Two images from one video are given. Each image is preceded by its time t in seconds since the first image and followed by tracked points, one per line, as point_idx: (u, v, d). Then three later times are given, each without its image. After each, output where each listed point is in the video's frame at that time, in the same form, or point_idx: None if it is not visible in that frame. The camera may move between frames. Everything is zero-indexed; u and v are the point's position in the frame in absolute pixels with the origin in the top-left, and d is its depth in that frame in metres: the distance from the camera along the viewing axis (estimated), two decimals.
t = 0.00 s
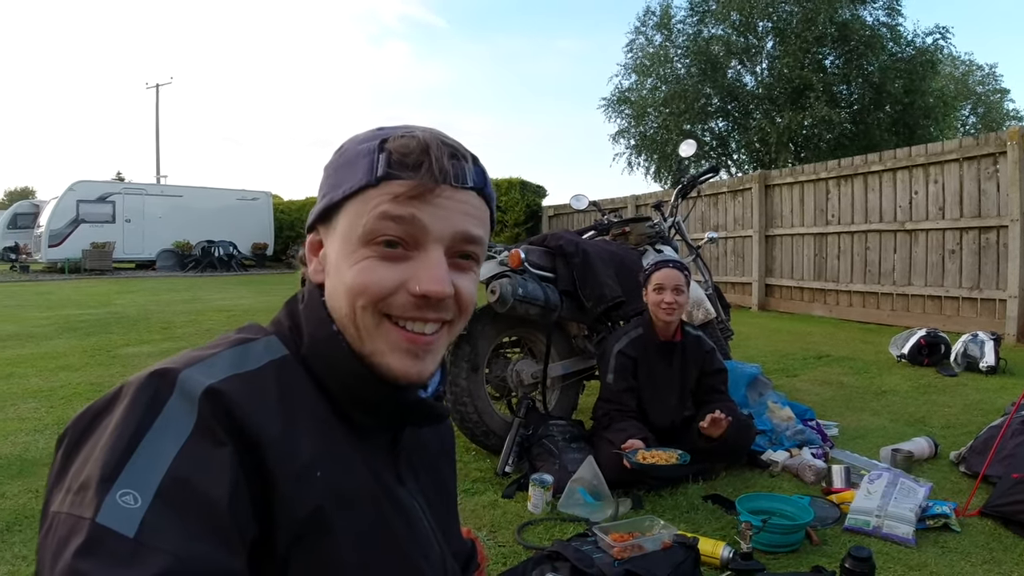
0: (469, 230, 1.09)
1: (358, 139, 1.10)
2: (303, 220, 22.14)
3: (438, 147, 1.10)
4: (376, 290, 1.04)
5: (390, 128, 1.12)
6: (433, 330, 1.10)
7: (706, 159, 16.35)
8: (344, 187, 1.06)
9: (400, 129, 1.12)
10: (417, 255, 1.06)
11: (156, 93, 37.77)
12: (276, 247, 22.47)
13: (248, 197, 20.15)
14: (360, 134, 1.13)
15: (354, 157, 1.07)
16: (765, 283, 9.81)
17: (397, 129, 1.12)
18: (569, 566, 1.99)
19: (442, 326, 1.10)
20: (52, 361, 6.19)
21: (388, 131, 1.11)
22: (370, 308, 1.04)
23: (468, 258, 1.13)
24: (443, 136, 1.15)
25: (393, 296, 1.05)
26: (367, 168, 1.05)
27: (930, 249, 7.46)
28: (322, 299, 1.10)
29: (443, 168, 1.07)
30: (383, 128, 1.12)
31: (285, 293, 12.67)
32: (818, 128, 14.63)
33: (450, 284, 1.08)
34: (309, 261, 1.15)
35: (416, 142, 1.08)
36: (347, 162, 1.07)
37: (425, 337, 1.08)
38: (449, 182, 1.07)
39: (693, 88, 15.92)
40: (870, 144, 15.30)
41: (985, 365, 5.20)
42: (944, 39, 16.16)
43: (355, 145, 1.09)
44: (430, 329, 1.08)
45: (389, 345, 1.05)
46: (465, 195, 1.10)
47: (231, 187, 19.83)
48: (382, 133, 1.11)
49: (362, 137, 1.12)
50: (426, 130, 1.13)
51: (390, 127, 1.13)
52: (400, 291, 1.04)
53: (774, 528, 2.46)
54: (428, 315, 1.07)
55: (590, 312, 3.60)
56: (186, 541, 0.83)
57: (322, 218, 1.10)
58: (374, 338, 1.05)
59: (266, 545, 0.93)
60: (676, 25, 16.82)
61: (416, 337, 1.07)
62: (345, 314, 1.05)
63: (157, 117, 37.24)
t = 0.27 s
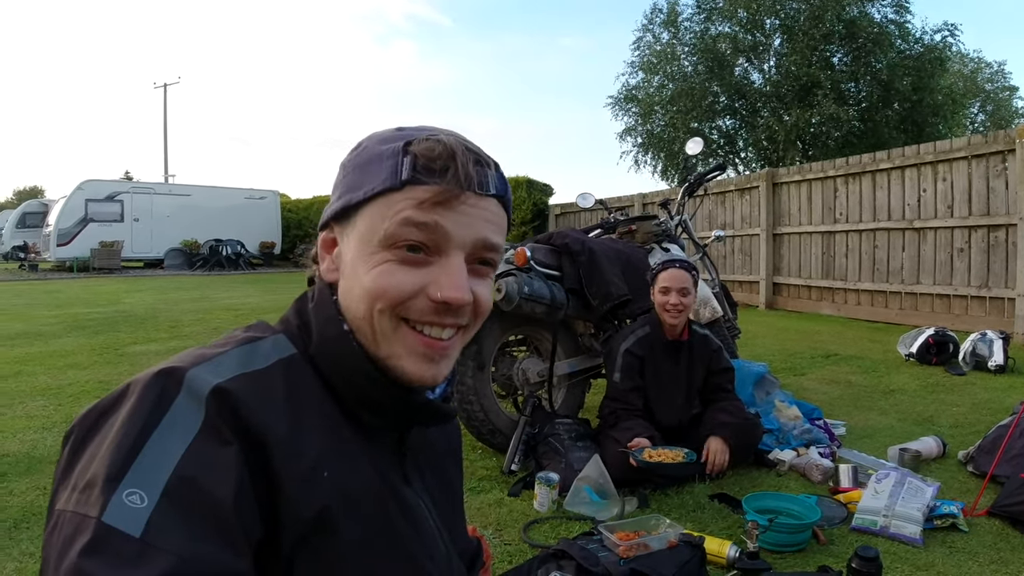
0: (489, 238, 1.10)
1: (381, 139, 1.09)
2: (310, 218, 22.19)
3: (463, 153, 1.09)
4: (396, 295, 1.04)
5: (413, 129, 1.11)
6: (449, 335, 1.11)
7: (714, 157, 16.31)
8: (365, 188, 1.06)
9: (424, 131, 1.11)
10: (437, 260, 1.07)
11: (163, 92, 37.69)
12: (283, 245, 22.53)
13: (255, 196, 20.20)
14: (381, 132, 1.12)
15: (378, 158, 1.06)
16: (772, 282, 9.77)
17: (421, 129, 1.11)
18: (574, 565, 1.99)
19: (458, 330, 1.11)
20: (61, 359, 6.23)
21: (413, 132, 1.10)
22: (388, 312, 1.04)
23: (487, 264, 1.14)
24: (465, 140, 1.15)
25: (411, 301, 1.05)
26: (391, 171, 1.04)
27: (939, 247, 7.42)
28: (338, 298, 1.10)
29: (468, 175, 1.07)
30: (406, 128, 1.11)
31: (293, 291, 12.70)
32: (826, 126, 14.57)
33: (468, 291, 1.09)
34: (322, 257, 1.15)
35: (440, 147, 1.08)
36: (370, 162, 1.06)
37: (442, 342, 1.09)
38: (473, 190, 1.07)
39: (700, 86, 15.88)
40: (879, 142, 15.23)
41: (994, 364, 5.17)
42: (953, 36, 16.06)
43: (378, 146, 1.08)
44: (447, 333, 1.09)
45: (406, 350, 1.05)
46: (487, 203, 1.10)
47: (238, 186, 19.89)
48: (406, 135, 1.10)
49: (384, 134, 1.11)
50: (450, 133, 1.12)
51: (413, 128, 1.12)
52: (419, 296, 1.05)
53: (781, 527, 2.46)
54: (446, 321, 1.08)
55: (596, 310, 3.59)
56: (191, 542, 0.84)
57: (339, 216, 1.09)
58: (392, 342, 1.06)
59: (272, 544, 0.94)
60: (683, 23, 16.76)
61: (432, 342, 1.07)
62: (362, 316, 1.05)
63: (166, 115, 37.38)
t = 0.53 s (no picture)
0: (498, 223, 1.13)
1: (379, 135, 1.09)
2: (313, 216, 22.20)
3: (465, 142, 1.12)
4: (418, 287, 1.05)
5: (410, 123, 1.11)
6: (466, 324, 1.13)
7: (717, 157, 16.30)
8: (373, 184, 1.05)
9: (419, 125, 1.12)
10: (454, 251, 1.08)
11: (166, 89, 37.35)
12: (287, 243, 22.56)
13: (259, 194, 20.22)
14: (374, 129, 1.11)
15: (382, 154, 1.06)
16: (776, 282, 9.78)
17: (415, 124, 1.12)
18: (579, 564, 2.01)
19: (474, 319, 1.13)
20: (65, 356, 6.25)
21: (410, 126, 1.11)
22: (411, 306, 1.05)
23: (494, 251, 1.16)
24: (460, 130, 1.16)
25: (433, 293, 1.06)
26: (400, 165, 1.05)
27: (943, 248, 7.42)
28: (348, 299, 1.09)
29: (473, 164, 1.09)
30: (402, 123, 1.11)
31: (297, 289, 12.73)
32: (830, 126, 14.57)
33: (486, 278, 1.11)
34: (321, 260, 1.13)
35: (443, 136, 1.09)
36: (373, 158, 1.06)
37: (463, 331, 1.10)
38: (481, 177, 1.10)
39: (704, 85, 15.86)
40: (882, 142, 15.23)
41: (997, 366, 5.18)
42: (957, 37, 16.04)
43: (380, 140, 1.08)
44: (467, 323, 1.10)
45: (431, 342, 1.06)
46: (492, 189, 1.13)
47: (242, 184, 19.91)
48: (402, 129, 1.10)
49: (380, 131, 1.11)
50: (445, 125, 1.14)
51: (407, 123, 1.12)
52: (440, 287, 1.06)
53: (784, 527, 2.46)
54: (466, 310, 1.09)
55: (601, 311, 3.61)
56: (194, 538, 0.85)
57: (343, 216, 1.08)
58: (413, 336, 1.06)
59: (277, 539, 0.95)
60: (687, 22, 16.75)
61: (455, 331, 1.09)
62: (381, 313, 1.05)
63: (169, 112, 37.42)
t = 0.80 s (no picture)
0: (462, 216, 1.10)
1: (349, 139, 1.14)
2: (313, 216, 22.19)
3: (424, 134, 1.12)
4: (374, 286, 1.06)
5: (380, 124, 1.15)
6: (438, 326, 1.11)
7: (718, 157, 16.31)
8: (336, 186, 1.10)
9: (388, 123, 1.15)
10: (410, 249, 1.08)
11: (165, 90, 36.66)
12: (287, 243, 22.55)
13: (259, 194, 20.22)
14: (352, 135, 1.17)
15: (344, 155, 1.11)
16: (776, 282, 9.78)
17: (386, 123, 1.15)
18: (582, 566, 2.01)
19: (446, 320, 1.11)
20: (66, 357, 6.25)
21: (378, 125, 1.14)
22: (370, 308, 1.06)
23: (469, 248, 1.14)
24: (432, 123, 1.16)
25: (390, 292, 1.06)
26: (353, 164, 1.08)
27: (943, 249, 7.43)
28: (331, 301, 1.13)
29: (428, 156, 1.09)
30: (371, 124, 1.15)
31: (297, 289, 12.73)
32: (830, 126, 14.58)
33: (446, 276, 1.08)
34: (319, 265, 1.20)
35: (399, 133, 1.11)
36: (337, 161, 1.11)
37: (428, 332, 1.08)
38: (436, 167, 1.09)
39: (704, 85, 15.86)
40: (882, 143, 15.24)
41: (997, 367, 5.18)
42: (957, 37, 16.05)
43: (344, 144, 1.12)
44: (432, 322, 1.08)
45: (389, 343, 1.06)
46: (455, 179, 1.11)
47: (242, 184, 19.90)
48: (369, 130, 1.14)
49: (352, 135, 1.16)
50: (414, 120, 1.15)
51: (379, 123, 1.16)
52: (396, 287, 1.06)
53: (787, 529, 2.47)
54: (429, 310, 1.07)
55: (603, 311, 3.61)
56: (202, 546, 0.85)
57: (324, 221, 1.15)
58: (377, 336, 1.07)
59: (286, 545, 0.95)
60: (688, 22, 16.75)
61: (418, 333, 1.07)
62: (346, 314, 1.08)
63: (168, 111, 37.40)
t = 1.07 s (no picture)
0: (461, 221, 1.10)
1: (352, 143, 1.15)
2: (312, 216, 22.19)
3: (424, 137, 1.12)
4: (372, 292, 1.06)
5: (382, 128, 1.15)
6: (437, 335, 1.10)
7: (717, 159, 16.34)
8: (338, 189, 1.11)
9: (390, 126, 1.15)
10: (409, 254, 1.07)
11: (166, 89, 38.36)
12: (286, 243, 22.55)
13: (258, 193, 20.22)
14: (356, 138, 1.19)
15: (346, 159, 1.12)
16: (775, 284, 9.80)
17: (389, 126, 1.16)
18: (585, 566, 2.03)
19: (446, 330, 1.09)
20: (65, 356, 6.25)
21: (379, 129, 1.15)
22: (369, 314, 1.06)
23: (471, 254, 1.13)
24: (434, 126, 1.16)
25: (389, 299, 1.06)
26: (354, 168, 1.09)
27: (942, 251, 7.45)
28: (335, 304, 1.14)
29: (427, 159, 1.09)
30: (374, 127, 1.16)
31: (296, 289, 12.73)
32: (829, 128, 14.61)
33: (445, 283, 1.08)
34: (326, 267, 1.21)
35: (398, 136, 1.11)
36: (340, 165, 1.12)
37: (427, 340, 1.07)
38: (435, 172, 1.09)
39: (703, 86, 15.87)
40: (881, 145, 15.27)
41: (996, 368, 5.20)
42: (956, 39, 16.09)
43: (347, 148, 1.13)
44: (431, 331, 1.07)
45: (387, 351, 1.06)
46: (455, 183, 1.11)
47: (241, 184, 19.90)
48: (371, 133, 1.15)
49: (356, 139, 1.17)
50: (415, 123, 1.15)
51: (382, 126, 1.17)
52: (394, 294, 1.06)
53: (787, 529, 2.49)
54: (426, 319, 1.06)
55: (603, 312, 3.62)
56: (211, 546, 0.86)
57: (329, 224, 1.16)
58: (375, 343, 1.06)
59: (295, 545, 0.96)
60: (687, 24, 16.79)
61: (416, 341, 1.06)
62: (347, 319, 1.08)
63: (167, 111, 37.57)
